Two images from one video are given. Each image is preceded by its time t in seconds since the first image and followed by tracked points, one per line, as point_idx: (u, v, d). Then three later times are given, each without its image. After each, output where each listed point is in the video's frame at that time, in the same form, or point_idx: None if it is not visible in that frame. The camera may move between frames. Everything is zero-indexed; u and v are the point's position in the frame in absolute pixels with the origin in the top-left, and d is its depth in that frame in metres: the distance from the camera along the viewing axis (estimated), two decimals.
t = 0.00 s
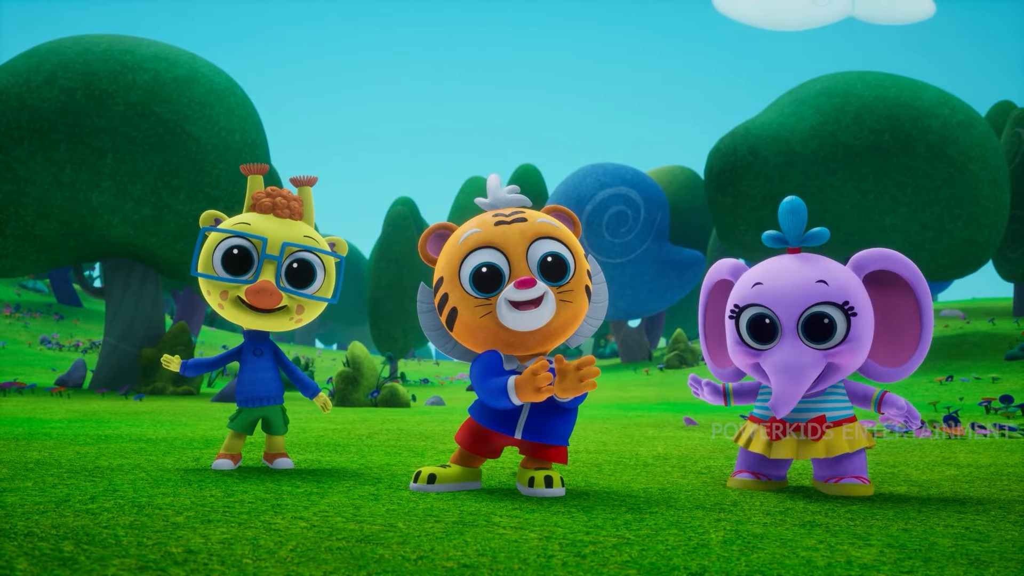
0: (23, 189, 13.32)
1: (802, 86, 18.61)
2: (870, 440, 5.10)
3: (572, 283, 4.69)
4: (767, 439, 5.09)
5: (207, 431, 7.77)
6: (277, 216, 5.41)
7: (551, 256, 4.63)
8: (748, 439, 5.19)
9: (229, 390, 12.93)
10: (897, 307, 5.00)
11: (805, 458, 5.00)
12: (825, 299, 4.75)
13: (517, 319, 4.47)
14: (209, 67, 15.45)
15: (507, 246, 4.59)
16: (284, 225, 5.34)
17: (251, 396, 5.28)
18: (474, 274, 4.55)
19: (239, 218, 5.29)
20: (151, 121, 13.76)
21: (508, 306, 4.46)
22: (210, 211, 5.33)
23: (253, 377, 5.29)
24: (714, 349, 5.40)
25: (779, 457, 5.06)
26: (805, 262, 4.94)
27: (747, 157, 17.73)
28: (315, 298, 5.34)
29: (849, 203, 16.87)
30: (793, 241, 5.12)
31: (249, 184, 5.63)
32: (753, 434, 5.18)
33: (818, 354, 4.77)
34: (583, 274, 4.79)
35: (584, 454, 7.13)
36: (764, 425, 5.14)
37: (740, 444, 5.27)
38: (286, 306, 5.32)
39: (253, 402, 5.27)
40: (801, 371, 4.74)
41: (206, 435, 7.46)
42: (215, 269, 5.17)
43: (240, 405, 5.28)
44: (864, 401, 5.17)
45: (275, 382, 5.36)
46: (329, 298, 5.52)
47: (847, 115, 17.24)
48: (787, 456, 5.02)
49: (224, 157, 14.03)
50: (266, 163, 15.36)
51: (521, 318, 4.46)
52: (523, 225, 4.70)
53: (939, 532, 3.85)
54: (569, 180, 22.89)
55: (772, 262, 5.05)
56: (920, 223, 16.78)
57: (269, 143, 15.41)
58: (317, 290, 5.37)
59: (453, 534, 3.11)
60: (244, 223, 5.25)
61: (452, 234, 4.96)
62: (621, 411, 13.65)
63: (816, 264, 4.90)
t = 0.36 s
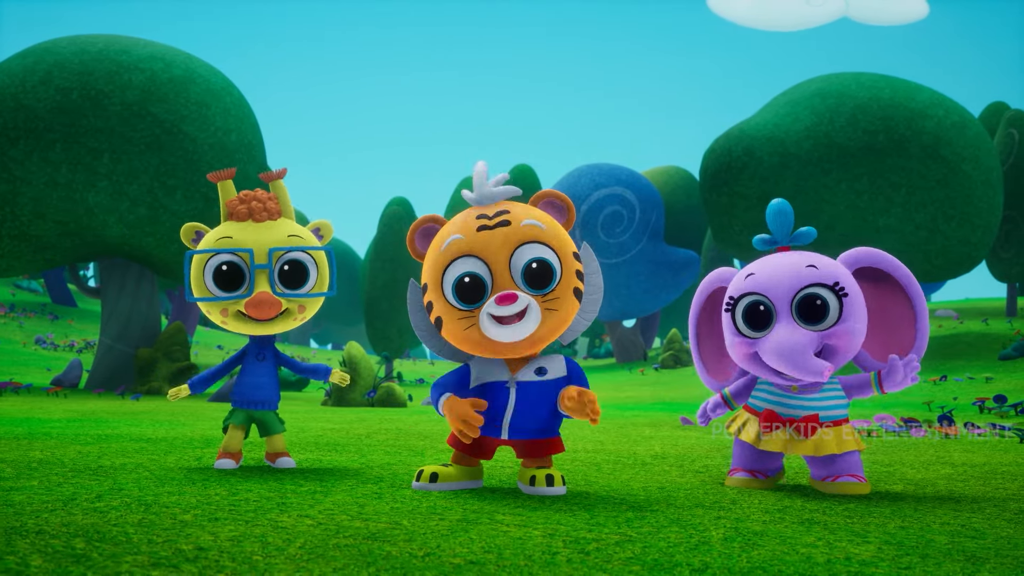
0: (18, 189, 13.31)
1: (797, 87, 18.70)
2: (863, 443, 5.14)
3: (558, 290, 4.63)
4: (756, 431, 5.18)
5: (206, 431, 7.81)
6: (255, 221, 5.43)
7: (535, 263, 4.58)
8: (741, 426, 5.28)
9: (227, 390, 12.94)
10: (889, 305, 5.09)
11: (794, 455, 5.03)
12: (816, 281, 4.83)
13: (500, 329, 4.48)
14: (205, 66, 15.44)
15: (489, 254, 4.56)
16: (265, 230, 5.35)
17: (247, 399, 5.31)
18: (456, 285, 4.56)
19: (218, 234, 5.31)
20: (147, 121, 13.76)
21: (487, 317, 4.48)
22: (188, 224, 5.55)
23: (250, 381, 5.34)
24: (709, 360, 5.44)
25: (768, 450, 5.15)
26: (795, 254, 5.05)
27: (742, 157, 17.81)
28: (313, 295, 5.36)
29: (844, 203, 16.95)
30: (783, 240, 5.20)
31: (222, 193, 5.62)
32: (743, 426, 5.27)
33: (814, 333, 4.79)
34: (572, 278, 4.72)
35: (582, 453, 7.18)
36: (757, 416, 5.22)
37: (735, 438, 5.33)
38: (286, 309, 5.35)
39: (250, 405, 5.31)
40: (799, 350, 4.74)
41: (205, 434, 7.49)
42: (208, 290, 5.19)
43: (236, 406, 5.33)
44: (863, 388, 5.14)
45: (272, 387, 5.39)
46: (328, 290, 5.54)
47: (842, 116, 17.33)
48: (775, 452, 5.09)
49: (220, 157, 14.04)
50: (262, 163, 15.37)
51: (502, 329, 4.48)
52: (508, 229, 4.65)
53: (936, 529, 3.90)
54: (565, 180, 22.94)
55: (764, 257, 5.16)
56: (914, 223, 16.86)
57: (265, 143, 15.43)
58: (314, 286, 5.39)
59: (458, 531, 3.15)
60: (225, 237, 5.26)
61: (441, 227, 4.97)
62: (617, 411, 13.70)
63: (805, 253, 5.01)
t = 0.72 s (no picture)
0: (14, 189, 13.29)
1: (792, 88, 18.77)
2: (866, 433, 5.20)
3: (514, 301, 4.61)
4: (766, 437, 5.17)
5: (206, 430, 7.83)
6: (266, 227, 5.47)
7: (498, 269, 4.60)
8: (748, 437, 5.26)
9: (223, 390, 12.95)
10: (901, 331, 5.08)
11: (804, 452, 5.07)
12: (838, 290, 4.87)
13: (450, 330, 4.58)
14: (202, 66, 15.44)
15: (455, 257, 4.65)
16: (275, 237, 5.39)
17: (252, 400, 5.36)
18: (426, 276, 4.74)
19: (229, 236, 5.35)
20: (143, 121, 13.76)
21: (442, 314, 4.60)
22: (198, 219, 5.67)
23: (255, 383, 5.38)
24: (717, 331, 5.52)
25: (779, 452, 5.14)
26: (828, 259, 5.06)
27: (737, 158, 17.88)
28: (317, 306, 5.40)
29: (838, 203, 17.01)
30: (818, 241, 5.22)
31: (234, 191, 5.69)
32: (752, 433, 5.25)
33: (820, 341, 4.86)
34: (536, 290, 4.66)
35: (581, 452, 7.22)
36: (763, 424, 5.22)
37: (739, 441, 5.34)
38: (289, 317, 5.39)
39: (253, 406, 5.35)
40: (795, 349, 4.80)
41: (205, 434, 7.52)
42: (214, 293, 5.23)
43: (239, 409, 5.35)
44: (858, 402, 5.20)
45: (276, 388, 5.43)
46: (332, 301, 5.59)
47: (837, 117, 17.41)
48: (786, 451, 5.10)
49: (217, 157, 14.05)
50: (258, 162, 15.38)
51: (451, 329, 4.57)
52: (480, 233, 4.70)
53: (932, 527, 3.95)
54: (561, 180, 22.99)
55: (795, 253, 5.18)
56: (908, 224, 16.95)
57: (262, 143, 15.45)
58: (318, 297, 5.43)
59: (462, 528, 3.19)
60: (236, 241, 5.30)
61: (445, 215, 5.20)
62: (614, 411, 13.74)
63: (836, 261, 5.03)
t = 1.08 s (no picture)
0: (11, 189, 13.28)
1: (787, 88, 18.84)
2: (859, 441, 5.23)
3: (516, 298, 4.64)
4: (757, 436, 5.25)
5: (205, 430, 7.85)
6: (281, 218, 5.53)
7: (501, 266, 4.62)
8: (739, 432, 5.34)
9: (221, 390, 12.95)
10: (883, 308, 5.14)
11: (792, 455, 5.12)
12: (811, 293, 4.90)
13: (451, 326, 4.61)
14: (198, 67, 15.45)
15: (458, 253, 4.68)
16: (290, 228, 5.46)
17: (255, 395, 5.38)
18: (430, 273, 4.77)
19: (245, 222, 5.40)
20: (140, 121, 13.76)
21: (444, 312, 4.62)
22: (212, 216, 5.55)
23: (258, 377, 5.41)
24: (706, 356, 5.52)
25: (768, 452, 5.21)
26: (790, 262, 5.09)
27: (733, 159, 17.92)
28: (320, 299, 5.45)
29: (834, 204, 17.07)
30: (779, 245, 5.27)
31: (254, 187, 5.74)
32: (743, 430, 5.32)
33: (809, 346, 4.89)
34: (538, 288, 4.70)
35: (579, 452, 7.25)
36: (756, 422, 5.29)
37: (733, 439, 5.40)
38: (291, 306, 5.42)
39: (257, 401, 5.37)
40: (792, 363, 4.84)
41: (204, 434, 7.54)
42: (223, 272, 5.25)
43: (245, 404, 5.39)
44: (856, 396, 5.30)
45: (279, 381, 5.47)
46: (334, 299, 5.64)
47: (832, 117, 17.48)
48: (775, 453, 5.17)
49: (214, 157, 14.06)
50: (255, 162, 15.39)
51: (456, 326, 4.60)
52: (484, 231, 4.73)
53: (930, 525, 3.99)
54: (557, 181, 23.03)
55: (759, 264, 5.20)
56: (903, 224, 17.03)
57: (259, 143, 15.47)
58: (323, 292, 5.49)
59: (465, 527, 3.22)
60: (252, 225, 5.36)
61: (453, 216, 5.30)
62: (611, 411, 13.77)
63: (801, 263, 5.07)
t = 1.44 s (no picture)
0: (8, 188, 13.28)
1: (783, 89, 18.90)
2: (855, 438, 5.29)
3: (516, 295, 4.68)
4: (756, 436, 5.27)
5: (204, 430, 7.86)
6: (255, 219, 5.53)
7: (501, 263, 4.66)
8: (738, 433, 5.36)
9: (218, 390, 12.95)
10: (889, 319, 5.19)
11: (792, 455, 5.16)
12: (821, 304, 4.92)
13: (452, 323, 4.65)
14: (195, 66, 15.43)
15: (459, 250, 4.72)
16: (264, 227, 5.45)
17: (250, 394, 5.42)
18: (432, 271, 4.81)
19: (219, 234, 5.42)
20: (137, 121, 13.76)
21: (445, 308, 4.65)
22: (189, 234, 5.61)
23: (256, 377, 5.44)
24: (708, 350, 5.53)
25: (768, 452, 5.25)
26: (805, 266, 5.10)
27: (729, 159, 17.91)
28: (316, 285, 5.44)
29: (829, 204, 17.13)
30: (794, 244, 5.27)
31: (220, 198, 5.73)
32: (742, 430, 5.34)
33: (811, 356, 4.93)
34: (538, 286, 4.72)
35: (577, 451, 7.27)
36: (755, 422, 5.31)
37: (731, 438, 5.43)
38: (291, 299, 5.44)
39: (250, 400, 5.41)
40: (791, 372, 4.91)
41: (204, 433, 7.55)
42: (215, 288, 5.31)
43: (239, 402, 5.43)
44: (854, 394, 5.26)
45: (276, 383, 5.49)
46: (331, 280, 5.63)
47: (828, 118, 17.53)
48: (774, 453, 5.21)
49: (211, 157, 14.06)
50: (251, 162, 15.38)
51: (456, 322, 4.63)
52: (485, 230, 4.77)
53: (927, 523, 4.03)
54: (553, 180, 23.06)
55: (772, 262, 5.22)
56: (898, 225, 17.10)
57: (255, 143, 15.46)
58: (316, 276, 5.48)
59: (468, 525, 3.24)
60: (227, 235, 5.37)
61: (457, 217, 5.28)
62: (608, 411, 13.81)
63: (815, 268, 5.07)
